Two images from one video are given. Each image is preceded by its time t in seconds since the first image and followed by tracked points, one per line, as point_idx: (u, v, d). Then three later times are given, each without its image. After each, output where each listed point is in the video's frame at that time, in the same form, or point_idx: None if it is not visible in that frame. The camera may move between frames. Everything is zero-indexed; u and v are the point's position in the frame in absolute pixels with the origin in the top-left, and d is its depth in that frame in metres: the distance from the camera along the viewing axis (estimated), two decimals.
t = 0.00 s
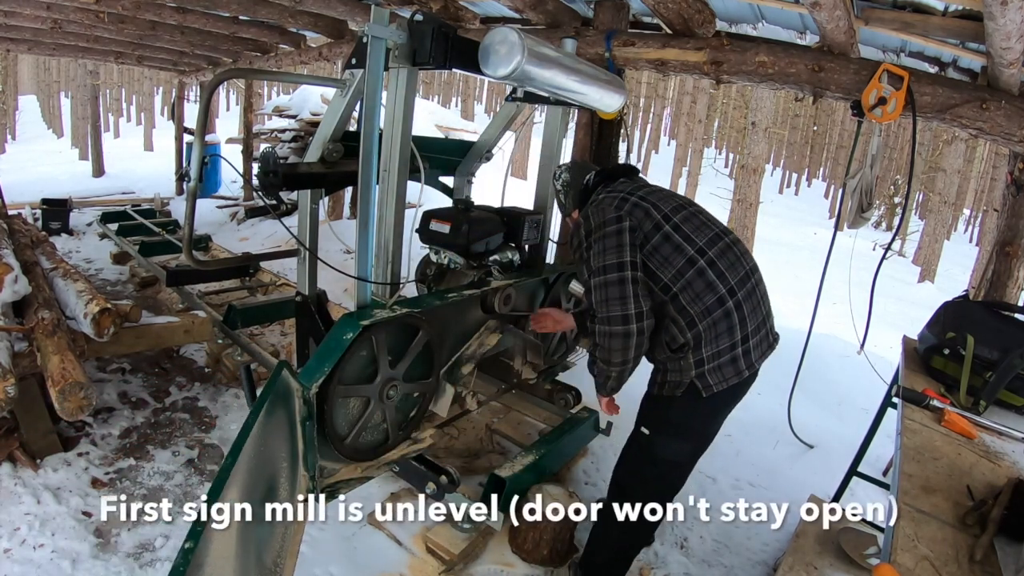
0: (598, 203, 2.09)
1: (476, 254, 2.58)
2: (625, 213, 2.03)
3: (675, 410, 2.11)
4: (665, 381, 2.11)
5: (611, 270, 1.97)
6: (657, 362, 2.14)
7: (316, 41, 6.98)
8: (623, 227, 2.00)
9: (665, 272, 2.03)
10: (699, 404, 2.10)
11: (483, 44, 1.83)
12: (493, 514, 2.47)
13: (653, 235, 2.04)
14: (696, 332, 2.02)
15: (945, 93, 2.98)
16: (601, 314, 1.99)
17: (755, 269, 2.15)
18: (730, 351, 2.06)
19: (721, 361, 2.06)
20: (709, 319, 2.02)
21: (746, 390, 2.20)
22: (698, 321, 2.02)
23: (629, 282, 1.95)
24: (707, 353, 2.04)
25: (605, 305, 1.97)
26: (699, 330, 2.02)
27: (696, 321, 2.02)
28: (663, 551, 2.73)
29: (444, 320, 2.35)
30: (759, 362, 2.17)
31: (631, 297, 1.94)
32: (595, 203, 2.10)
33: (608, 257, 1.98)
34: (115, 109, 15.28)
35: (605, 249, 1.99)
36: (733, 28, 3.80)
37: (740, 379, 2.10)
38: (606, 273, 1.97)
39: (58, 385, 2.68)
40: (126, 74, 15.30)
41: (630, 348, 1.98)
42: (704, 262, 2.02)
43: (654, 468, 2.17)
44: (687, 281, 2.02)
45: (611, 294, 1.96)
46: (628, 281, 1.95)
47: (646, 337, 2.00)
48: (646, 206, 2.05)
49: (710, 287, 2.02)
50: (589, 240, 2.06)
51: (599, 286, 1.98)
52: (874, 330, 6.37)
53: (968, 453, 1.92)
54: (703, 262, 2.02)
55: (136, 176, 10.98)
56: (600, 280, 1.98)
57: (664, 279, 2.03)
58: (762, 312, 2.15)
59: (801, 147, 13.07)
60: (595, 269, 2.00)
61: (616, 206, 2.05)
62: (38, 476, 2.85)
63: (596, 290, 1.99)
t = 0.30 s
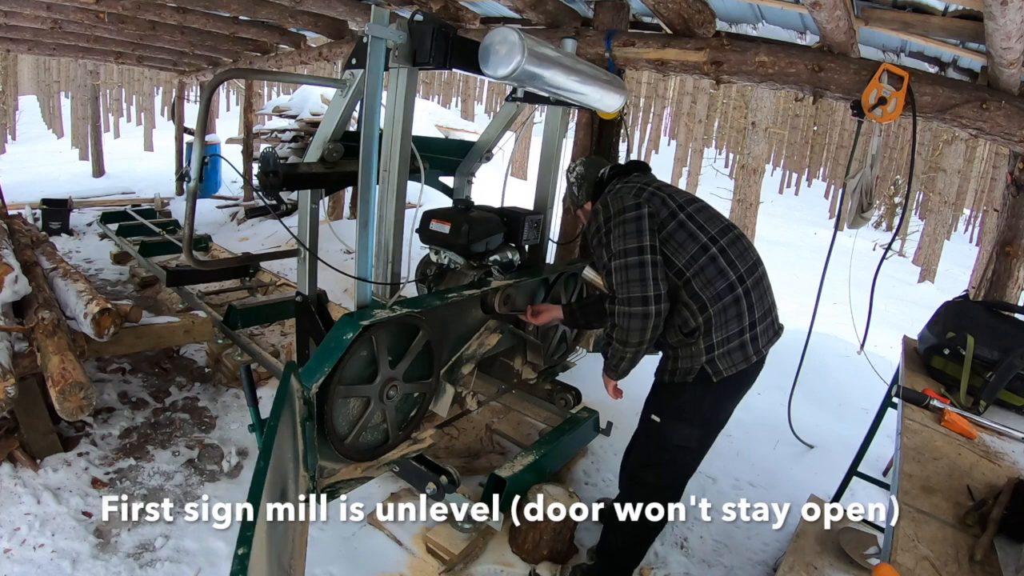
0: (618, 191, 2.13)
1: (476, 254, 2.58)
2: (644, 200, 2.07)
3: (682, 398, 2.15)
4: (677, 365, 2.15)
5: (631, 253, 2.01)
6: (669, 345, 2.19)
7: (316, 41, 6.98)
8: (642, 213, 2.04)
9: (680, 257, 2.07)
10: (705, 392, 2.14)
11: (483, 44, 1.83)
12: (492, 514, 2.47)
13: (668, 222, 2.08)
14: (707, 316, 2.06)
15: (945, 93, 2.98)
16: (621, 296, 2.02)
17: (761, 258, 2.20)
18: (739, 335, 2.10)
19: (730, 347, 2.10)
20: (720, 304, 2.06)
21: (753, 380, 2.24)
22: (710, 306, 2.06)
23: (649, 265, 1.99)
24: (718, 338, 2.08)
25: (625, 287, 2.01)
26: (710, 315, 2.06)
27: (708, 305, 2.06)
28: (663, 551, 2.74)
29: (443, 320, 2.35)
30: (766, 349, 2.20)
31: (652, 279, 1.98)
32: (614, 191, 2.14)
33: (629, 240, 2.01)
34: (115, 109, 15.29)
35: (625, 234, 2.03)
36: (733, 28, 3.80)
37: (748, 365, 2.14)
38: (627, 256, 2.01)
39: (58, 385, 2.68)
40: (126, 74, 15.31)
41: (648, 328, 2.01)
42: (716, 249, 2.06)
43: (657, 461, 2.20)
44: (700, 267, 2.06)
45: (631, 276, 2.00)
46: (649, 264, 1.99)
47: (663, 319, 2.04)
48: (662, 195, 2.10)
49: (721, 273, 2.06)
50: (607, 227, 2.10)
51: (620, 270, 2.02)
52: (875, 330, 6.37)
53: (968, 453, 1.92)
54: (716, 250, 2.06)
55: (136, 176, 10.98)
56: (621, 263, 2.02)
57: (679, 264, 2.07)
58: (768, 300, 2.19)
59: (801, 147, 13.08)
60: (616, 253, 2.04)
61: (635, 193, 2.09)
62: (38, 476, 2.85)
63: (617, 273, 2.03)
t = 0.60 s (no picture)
0: (619, 190, 2.15)
1: (476, 254, 2.58)
2: (643, 200, 2.09)
3: (684, 398, 2.15)
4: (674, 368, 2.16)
5: (626, 252, 2.03)
6: (665, 349, 2.21)
7: (316, 41, 6.97)
8: (640, 213, 2.06)
9: (677, 259, 2.09)
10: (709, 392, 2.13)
11: (483, 44, 1.83)
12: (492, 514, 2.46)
13: (666, 224, 2.10)
14: (703, 320, 2.07)
15: (946, 93, 2.98)
16: (614, 293, 2.05)
17: (763, 263, 2.20)
18: (737, 340, 2.10)
19: (728, 351, 2.10)
20: (717, 309, 2.07)
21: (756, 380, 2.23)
22: (707, 310, 2.07)
23: (644, 264, 2.01)
24: (714, 343, 2.08)
25: (619, 284, 2.03)
26: (707, 319, 2.07)
27: (704, 309, 2.07)
28: (663, 551, 2.74)
29: (443, 321, 2.35)
30: (766, 354, 2.19)
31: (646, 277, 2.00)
32: (615, 189, 2.16)
33: (624, 239, 2.04)
34: (115, 109, 15.31)
35: (621, 233, 2.05)
36: (733, 28, 3.80)
37: (746, 370, 2.13)
38: (622, 255, 2.03)
39: (58, 385, 2.68)
40: (127, 74, 15.31)
41: (639, 326, 2.03)
42: (715, 251, 2.08)
43: (657, 460, 2.20)
44: (698, 269, 2.07)
45: (625, 274, 2.02)
46: (643, 262, 2.01)
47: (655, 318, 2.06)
48: (662, 195, 2.12)
49: (719, 276, 2.07)
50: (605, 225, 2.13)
51: (615, 267, 2.04)
52: (875, 330, 6.37)
53: (968, 454, 1.92)
54: (714, 252, 2.08)
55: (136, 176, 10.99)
56: (616, 262, 2.04)
57: (675, 266, 2.09)
58: (768, 305, 2.18)
59: (801, 147, 13.08)
60: (611, 252, 2.06)
61: (635, 192, 2.11)
62: (38, 476, 2.85)
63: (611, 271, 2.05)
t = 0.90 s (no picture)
0: (614, 194, 2.23)
1: (476, 254, 2.58)
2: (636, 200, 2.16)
3: (686, 397, 2.15)
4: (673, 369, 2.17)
5: (620, 243, 2.06)
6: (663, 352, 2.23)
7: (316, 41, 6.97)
8: (632, 211, 2.12)
9: (668, 258, 2.13)
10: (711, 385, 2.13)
11: (483, 44, 1.83)
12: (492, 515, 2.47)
13: (658, 225, 2.16)
14: (697, 318, 2.10)
15: (946, 93, 2.98)
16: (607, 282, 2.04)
17: (757, 260, 2.21)
18: (733, 337, 2.10)
19: (725, 349, 2.10)
20: (709, 306, 2.09)
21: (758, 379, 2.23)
22: (699, 308, 2.09)
23: (637, 253, 2.03)
24: (710, 342, 2.09)
25: (613, 271, 2.03)
26: (700, 317, 2.09)
27: (697, 306, 2.10)
28: (663, 552, 2.74)
29: (443, 321, 2.35)
30: (765, 350, 2.18)
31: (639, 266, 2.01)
32: (609, 194, 2.24)
33: (618, 231, 2.08)
34: (115, 109, 15.31)
35: (615, 227, 2.10)
36: (733, 28, 3.80)
37: (745, 368, 2.12)
38: (616, 246, 2.06)
39: (58, 385, 2.68)
40: (127, 74, 15.32)
41: (625, 312, 2.01)
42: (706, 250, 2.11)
43: (657, 460, 2.20)
44: (689, 268, 2.11)
45: (619, 262, 2.03)
46: (636, 252, 2.03)
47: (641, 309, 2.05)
48: (654, 198, 2.19)
49: (711, 274, 2.09)
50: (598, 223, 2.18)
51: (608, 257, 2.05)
52: (875, 330, 6.37)
53: (968, 454, 1.92)
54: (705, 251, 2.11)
55: (136, 176, 11.00)
56: (610, 252, 2.06)
57: (667, 265, 2.13)
58: (765, 299, 2.18)
59: (801, 147, 13.08)
60: (605, 244, 2.09)
61: (628, 195, 2.19)
62: (38, 476, 2.85)
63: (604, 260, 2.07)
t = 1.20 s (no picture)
0: (605, 205, 2.35)
1: (476, 254, 2.58)
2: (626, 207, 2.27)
3: (686, 395, 2.16)
4: (673, 362, 2.20)
5: (616, 239, 2.14)
6: (664, 348, 2.25)
7: (316, 41, 6.97)
8: (623, 214, 2.22)
9: (659, 257, 2.20)
10: (707, 382, 2.15)
11: (483, 44, 1.83)
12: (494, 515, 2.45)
13: (648, 228, 2.24)
14: (690, 307, 2.15)
15: (946, 93, 2.98)
16: (609, 276, 2.08)
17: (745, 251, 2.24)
18: (727, 324, 2.13)
19: (719, 335, 2.13)
20: (700, 294, 2.14)
21: (755, 371, 2.25)
22: (691, 297, 2.15)
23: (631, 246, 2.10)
24: (705, 329, 2.12)
25: (612, 263, 2.09)
26: (693, 306, 2.14)
27: (689, 297, 2.15)
28: (663, 551, 2.74)
29: (443, 320, 2.35)
30: (761, 334, 2.19)
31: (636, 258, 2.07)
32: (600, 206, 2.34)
33: (612, 229, 2.17)
34: (115, 109, 15.33)
35: (608, 229, 2.19)
36: (733, 28, 3.80)
37: (740, 353, 2.14)
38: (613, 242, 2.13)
39: (58, 385, 2.68)
40: (127, 74, 15.32)
41: (633, 290, 2.04)
42: (694, 247, 2.18)
43: (659, 461, 2.20)
44: (679, 263, 2.17)
45: (617, 255, 2.09)
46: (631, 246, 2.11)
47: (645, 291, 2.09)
48: (641, 205, 2.29)
49: (700, 266, 2.14)
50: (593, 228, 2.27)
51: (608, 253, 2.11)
52: (875, 330, 6.37)
53: (968, 454, 1.92)
54: (694, 247, 2.17)
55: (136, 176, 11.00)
56: (607, 247, 2.13)
57: (658, 263, 2.20)
58: (755, 286, 2.19)
59: (801, 147, 13.08)
60: (602, 243, 2.16)
61: (617, 204, 2.29)
62: (38, 476, 2.85)
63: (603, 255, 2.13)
